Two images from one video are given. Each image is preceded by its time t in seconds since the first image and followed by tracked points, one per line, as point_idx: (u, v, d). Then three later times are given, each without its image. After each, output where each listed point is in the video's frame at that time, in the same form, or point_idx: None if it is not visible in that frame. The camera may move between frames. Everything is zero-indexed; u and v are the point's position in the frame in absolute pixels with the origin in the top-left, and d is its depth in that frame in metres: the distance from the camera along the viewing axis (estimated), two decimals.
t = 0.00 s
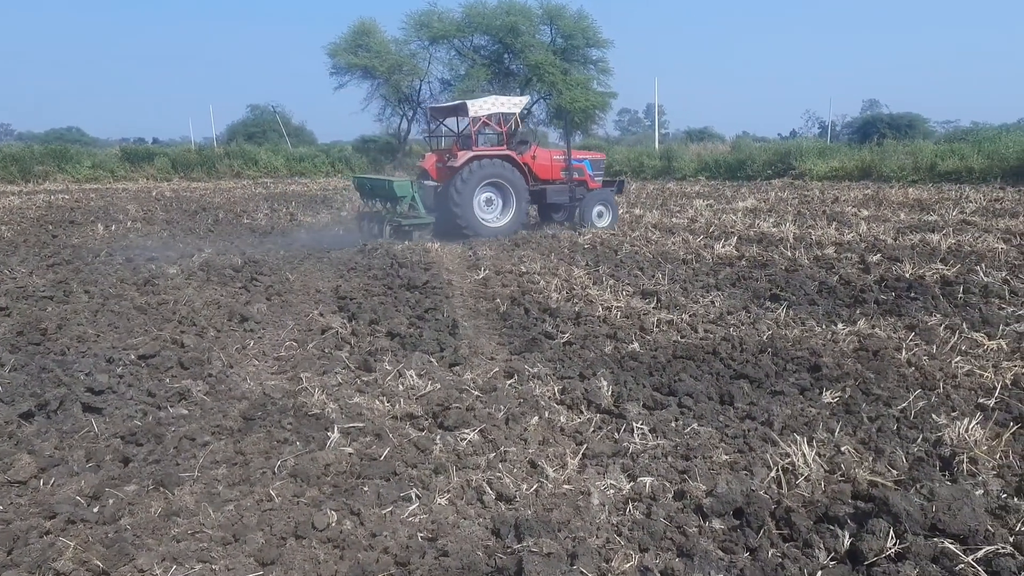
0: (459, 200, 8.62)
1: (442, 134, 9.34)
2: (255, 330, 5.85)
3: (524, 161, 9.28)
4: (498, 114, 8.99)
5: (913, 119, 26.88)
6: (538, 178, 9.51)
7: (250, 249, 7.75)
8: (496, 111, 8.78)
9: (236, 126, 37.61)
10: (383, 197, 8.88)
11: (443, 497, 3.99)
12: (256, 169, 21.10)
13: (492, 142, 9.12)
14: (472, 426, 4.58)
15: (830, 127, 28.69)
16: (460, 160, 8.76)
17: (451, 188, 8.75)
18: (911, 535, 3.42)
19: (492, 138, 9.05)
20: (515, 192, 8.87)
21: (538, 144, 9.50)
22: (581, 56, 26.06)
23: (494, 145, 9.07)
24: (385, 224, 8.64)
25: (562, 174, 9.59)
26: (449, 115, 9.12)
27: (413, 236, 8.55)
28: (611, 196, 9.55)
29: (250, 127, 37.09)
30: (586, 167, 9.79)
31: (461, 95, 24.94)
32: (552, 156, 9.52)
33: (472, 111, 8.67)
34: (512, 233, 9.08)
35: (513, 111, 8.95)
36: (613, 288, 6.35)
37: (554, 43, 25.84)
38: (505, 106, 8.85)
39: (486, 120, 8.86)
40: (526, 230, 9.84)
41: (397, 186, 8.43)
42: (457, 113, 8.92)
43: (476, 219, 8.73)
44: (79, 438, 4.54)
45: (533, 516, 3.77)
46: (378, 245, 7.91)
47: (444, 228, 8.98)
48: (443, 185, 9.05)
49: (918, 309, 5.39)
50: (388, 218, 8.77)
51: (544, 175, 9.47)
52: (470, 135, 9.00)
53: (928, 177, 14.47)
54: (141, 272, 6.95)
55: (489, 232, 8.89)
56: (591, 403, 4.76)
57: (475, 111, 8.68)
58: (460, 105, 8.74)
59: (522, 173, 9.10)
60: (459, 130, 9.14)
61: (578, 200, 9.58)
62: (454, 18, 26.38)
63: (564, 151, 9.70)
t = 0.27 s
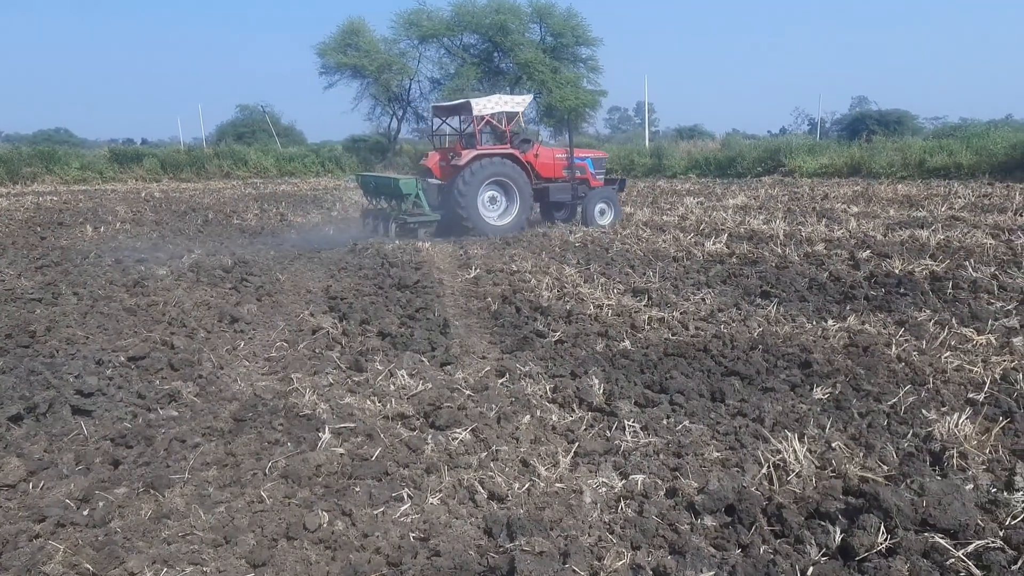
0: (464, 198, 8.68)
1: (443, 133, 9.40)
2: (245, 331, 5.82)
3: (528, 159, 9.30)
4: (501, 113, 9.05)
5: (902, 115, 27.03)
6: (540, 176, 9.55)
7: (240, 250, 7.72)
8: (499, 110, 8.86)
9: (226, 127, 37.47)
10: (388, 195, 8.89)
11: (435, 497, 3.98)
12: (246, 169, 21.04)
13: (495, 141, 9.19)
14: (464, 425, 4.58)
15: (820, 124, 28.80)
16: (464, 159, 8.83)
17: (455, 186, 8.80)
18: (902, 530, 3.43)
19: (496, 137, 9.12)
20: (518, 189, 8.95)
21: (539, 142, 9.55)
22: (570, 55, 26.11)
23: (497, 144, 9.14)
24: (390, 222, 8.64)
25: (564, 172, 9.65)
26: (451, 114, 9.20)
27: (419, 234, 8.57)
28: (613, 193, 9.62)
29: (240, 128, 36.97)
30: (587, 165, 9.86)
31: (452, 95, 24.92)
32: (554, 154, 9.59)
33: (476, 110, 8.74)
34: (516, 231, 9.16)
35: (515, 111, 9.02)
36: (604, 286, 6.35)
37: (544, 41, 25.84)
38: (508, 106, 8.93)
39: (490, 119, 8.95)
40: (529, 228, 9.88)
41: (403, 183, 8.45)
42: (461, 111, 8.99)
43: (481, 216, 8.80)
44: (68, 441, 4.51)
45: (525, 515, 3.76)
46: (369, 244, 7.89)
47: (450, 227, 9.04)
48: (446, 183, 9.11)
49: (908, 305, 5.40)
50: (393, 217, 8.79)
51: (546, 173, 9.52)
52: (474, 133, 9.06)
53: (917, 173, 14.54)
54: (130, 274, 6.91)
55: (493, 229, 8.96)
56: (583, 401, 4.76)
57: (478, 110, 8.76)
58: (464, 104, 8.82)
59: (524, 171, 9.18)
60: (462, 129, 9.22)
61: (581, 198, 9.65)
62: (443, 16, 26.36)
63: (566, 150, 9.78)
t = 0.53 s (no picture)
0: (468, 197, 8.62)
1: (445, 132, 9.41)
2: (235, 332, 5.80)
3: (531, 157, 9.35)
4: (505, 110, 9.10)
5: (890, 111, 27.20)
6: (543, 175, 9.60)
7: (230, 251, 7.68)
8: (503, 108, 8.91)
9: (216, 128, 37.33)
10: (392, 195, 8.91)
11: (427, 497, 3.98)
12: (235, 169, 20.96)
13: (499, 139, 9.22)
14: (455, 424, 4.57)
15: (810, 121, 28.89)
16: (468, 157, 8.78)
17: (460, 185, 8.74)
18: (892, 525, 3.44)
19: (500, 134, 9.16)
20: (521, 188, 8.91)
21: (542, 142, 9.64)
22: (559, 53, 26.06)
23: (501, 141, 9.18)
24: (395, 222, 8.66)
25: (566, 170, 9.71)
26: (454, 113, 9.22)
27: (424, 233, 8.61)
28: (615, 190, 9.67)
29: (229, 128, 36.83)
30: (589, 163, 9.92)
31: (442, 95, 24.95)
32: (557, 153, 9.65)
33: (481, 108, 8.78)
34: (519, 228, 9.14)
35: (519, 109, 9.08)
36: (595, 284, 6.35)
37: (533, 40, 25.84)
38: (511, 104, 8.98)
39: (494, 117, 8.99)
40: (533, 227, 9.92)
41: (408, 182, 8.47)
42: (464, 110, 9.02)
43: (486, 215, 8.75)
44: (57, 444, 4.48)
45: (517, 514, 3.76)
46: (359, 244, 7.87)
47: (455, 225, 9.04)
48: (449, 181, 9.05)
49: (897, 301, 5.42)
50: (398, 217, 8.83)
51: (549, 171, 9.57)
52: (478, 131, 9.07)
53: (905, 170, 14.61)
54: (119, 276, 6.88)
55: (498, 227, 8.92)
56: (574, 400, 4.76)
57: (483, 108, 8.79)
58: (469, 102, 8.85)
59: (528, 169, 9.17)
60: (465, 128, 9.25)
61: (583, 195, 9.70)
62: (433, 15, 26.39)
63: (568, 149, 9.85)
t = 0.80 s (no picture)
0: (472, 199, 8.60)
1: (448, 132, 9.53)
2: (224, 334, 5.77)
3: (533, 156, 9.27)
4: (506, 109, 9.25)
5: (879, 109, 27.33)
6: (544, 173, 9.50)
7: (219, 252, 7.65)
8: (506, 107, 9.05)
9: (206, 129, 37.16)
10: (395, 194, 8.90)
11: (417, 497, 3.96)
12: (223, 170, 20.88)
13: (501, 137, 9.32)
14: (446, 424, 4.55)
15: (800, 119, 28.98)
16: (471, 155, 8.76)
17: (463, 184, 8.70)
18: (882, 521, 3.45)
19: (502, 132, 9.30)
20: (524, 186, 8.88)
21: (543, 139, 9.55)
22: (549, 52, 26.06)
23: (503, 140, 9.28)
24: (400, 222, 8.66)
25: (567, 168, 9.62)
26: (456, 112, 9.36)
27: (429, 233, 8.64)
28: (615, 189, 9.60)
29: (218, 129, 36.68)
30: (590, 161, 9.84)
31: (432, 94, 24.87)
32: (557, 150, 9.56)
33: (485, 106, 8.92)
34: (523, 225, 9.13)
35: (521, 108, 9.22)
36: (585, 283, 6.34)
37: (522, 40, 25.82)
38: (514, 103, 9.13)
39: (497, 116, 9.12)
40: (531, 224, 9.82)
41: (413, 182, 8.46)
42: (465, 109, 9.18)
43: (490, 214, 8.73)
44: (45, 448, 4.45)
45: (508, 514, 3.75)
46: (349, 245, 7.84)
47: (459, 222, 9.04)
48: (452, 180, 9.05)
49: (886, 298, 5.44)
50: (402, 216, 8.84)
51: (551, 169, 9.48)
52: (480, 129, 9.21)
53: (894, 167, 14.66)
54: (107, 277, 6.84)
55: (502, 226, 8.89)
56: (565, 399, 4.75)
57: (486, 106, 8.93)
58: (472, 101, 9.00)
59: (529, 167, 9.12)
60: (468, 127, 9.37)
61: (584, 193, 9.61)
62: (422, 15, 26.40)
63: (568, 147, 9.76)
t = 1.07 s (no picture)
0: (478, 197, 8.64)
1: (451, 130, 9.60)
2: (215, 335, 5.75)
3: (536, 155, 9.29)
4: (509, 109, 9.32)
5: (867, 108, 27.48)
6: (546, 172, 9.51)
7: (209, 253, 7.62)
8: (509, 106, 9.13)
9: (195, 130, 37.03)
10: (400, 194, 8.91)
11: (409, 497, 3.96)
12: (213, 171, 20.81)
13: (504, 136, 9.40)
14: (437, 424, 4.55)
15: (789, 118, 29.08)
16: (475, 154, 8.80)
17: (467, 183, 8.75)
18: (872, 518, 3.46)
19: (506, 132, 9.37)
20: (528, 185, 8.92)
21: (545, 139, 9.56)
22: (540, 52, 26.13)
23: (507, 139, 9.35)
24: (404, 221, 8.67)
25: (569, 167, 9.64)
26: (460, 111, 9.43)
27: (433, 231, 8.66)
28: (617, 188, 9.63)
29: (208, 129, 36.56)
30: (591, 160, 9.87)
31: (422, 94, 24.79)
32: (559, 150, 9.58)
33: (489, 105, 9.00)
34: (527, 224, 9.17)
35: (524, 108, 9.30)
36: (576, 282, 6.35)
37: (513, 39, 25.80)
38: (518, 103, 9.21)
39: (501, 115, 9.20)
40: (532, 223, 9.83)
41: (418, 182, 8.48)
42: (468, 108, 9.25)
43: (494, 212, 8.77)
44: (34, 450, 4.42)
45: (499, 514, 3.75)
46: (340, 245, 7.83)
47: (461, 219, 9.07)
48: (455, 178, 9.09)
49: (875, 295, 5.46)
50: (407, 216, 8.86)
51: (553, 168, 9.50)
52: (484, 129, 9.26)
53: (883, 166, 14.72)
54: (96, 279, 6.80)
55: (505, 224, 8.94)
56: (556, 398, 4.76)
57: (490, 105, 9.01)
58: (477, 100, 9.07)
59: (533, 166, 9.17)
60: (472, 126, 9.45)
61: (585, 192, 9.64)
62: (412, 15, 26.44)
63: (570, 146, 9.79)
